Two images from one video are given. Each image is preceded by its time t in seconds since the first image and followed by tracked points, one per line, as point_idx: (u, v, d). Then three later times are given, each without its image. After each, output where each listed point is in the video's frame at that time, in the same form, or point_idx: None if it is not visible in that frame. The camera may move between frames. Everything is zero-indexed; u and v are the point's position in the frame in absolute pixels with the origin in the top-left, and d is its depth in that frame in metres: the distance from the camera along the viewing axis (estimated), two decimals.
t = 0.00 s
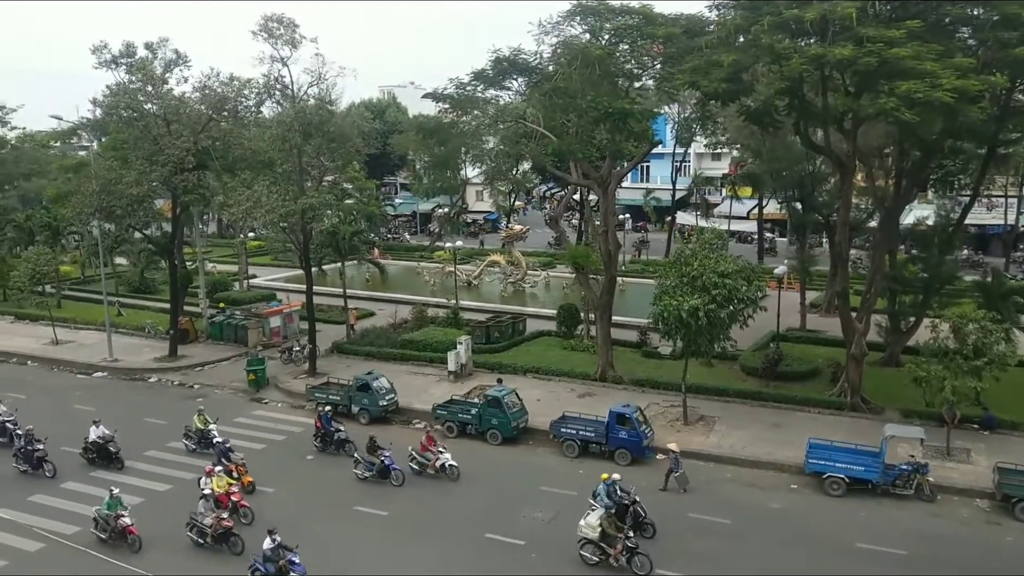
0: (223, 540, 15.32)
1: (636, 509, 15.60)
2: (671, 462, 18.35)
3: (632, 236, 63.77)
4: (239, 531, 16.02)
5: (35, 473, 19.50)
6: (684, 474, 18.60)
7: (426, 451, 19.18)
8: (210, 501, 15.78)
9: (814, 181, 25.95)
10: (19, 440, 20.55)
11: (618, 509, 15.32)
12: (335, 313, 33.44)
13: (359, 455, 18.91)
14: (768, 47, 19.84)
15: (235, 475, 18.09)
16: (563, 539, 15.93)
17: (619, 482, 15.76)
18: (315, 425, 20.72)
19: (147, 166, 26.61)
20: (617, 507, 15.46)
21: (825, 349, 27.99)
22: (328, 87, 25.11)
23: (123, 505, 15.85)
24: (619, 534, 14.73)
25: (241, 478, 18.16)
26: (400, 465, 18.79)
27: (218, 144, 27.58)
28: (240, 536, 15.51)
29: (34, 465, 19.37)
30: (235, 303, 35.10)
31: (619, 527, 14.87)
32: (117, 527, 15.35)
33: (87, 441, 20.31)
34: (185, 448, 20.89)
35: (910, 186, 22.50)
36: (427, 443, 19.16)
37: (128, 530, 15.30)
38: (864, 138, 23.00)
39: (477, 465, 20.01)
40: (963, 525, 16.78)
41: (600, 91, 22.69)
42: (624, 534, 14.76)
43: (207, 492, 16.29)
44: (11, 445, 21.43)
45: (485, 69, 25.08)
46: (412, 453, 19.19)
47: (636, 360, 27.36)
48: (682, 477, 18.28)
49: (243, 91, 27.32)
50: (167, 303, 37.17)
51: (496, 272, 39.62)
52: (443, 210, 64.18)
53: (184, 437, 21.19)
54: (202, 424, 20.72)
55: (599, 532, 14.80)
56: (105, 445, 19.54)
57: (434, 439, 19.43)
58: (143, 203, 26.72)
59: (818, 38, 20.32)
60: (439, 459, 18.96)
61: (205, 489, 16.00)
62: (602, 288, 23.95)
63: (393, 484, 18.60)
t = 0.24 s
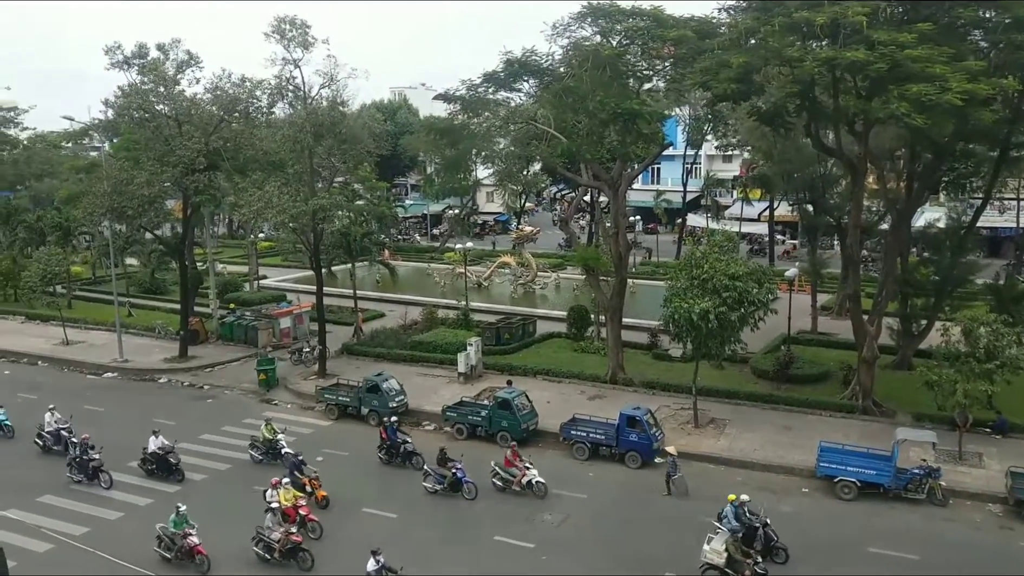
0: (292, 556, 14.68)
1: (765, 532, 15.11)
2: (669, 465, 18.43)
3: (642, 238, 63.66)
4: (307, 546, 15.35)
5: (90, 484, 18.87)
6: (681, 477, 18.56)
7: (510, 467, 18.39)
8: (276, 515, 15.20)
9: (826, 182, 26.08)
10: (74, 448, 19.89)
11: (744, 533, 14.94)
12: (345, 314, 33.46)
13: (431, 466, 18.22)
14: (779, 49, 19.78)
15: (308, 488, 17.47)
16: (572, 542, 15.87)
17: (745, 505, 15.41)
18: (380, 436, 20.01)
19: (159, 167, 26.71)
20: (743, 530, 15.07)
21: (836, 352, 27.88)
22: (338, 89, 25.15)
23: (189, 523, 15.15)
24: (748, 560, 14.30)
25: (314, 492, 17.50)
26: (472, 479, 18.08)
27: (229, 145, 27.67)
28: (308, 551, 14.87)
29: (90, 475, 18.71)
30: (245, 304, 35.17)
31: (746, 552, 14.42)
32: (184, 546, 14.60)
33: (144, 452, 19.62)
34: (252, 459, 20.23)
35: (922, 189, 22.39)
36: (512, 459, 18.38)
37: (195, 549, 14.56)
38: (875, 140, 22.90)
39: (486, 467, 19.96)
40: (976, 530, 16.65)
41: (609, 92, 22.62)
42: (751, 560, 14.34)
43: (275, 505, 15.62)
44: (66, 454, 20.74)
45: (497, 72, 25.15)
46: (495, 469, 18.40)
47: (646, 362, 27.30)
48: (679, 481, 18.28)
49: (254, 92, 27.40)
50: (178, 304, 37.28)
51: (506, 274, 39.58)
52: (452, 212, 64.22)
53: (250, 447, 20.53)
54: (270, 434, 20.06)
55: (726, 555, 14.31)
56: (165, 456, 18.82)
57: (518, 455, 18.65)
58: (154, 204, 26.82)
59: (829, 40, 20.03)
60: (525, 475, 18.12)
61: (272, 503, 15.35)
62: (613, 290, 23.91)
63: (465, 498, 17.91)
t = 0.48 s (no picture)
0: (357, 572, 14.23)
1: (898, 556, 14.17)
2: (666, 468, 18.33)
3: (648, 240, 63.63)
4: (372, 560, 14.93)
5: (142, 495, 18.27)
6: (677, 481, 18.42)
7: (593, 484, 17.43)
8: (338, 529, 14.76)
9: (833, 185, 26.20)
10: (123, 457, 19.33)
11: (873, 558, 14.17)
12: (351, 315, 33.48)
13: (495, 481, 17.56)
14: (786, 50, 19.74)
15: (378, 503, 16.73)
16: (577, 545, 15.80)
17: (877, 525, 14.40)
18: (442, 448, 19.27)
19: (165, 168, 26.76)
20: (875, 554, 14.24)
21: (843, 355, 27.79)
22: (344, 91, 25.15)
23: (252, 540, 14.52)
24: None
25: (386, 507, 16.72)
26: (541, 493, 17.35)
27: (235, 146, 27.71)
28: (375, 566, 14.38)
29: (142, 487, 18.10)
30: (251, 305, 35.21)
31: None
32: (250, 566, 14.05)
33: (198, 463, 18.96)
34: (313, 469, 19.58)
35: (929, 192, 22.31)
36: (592, 475, 17.42)
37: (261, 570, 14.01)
38: (882, 142, 22.82)
39: (491, 470, 19.90)
40: (984, 534, 16.54)
41: (615, 94, 22.60)
42: None
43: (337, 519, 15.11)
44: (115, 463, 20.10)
45: (505, 73, 25.51)
46: (575, 486, 17.54)
47: (652, 364, 27.25)
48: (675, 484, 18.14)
49: (261, 94, 27.44)
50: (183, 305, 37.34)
51: (512, 276, 39.57)
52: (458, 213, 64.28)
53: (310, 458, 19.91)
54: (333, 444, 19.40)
55: None
56: (221, 468, 18.16)
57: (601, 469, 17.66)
58: (160, 205, 26.87)
59: (836, 41, 19.42)
60: (609, 493, 17.22)
61: (335, 517, 14.92)
62: (619, 292, 23.87)
63: (534, 513, 17.22)
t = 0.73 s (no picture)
0: None
1: None
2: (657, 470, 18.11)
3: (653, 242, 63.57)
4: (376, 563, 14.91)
5: (198, 507, 17.60)
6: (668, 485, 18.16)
7: (690, 503, 16.54)
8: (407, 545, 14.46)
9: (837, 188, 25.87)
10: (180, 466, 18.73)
11: None
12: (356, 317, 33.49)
13: (570, 496, 16.85)
14: (790, 52, 19.72)
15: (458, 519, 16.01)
16: (582, 548, 15.76)
17: None
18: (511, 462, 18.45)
19: (171, 169, 26.82)
20: None
21: (848, 358, 27.73)
22: (349, 93, 25.19)
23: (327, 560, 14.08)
24: None
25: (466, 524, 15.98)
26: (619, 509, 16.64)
27: (240, 149, 27.77)
28: None
29: (198, 499, 17.44)
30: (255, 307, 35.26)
31: None
32: None
33: (258, 477, 18.26)
34: (382, 482, 18.87)
35: (934, 195, 22.25)
36: (690, 495, 16.51)
37: None
38: (888, 145, 22.78)
39: (496, 472, 19.87)
40: (990, 538, 16.48)
41: (619, 96, 22.59)
42: None
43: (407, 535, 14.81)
44: (170, 474, 19.53)
45: (510, 75, 25.44)
46: (669, 503, 16.67)
47: (657, 367, 27.21)
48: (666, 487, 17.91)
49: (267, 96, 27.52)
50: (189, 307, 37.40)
51: (516, 278, 39.54)
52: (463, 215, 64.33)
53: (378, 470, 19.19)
54: (402, 456, 18.66)
55: None
56: (284, 482, 17.42)
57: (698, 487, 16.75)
58: (165, 207, 26.93)
59: (842, 44, 20.17)
60: (707, 514, 16.30)
61: (404, 533, 14.62)
62: (623, 294, 23.85)
63: (611, 529, 16.54)
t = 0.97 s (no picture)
0: None
1: None
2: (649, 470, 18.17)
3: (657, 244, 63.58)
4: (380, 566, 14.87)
5: (258, 520, 16.99)
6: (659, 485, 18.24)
7: (796, 525, 15.67)
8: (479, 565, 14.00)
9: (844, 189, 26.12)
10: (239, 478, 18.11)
11: None
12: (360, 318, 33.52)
13: (651, 512, 16.17)
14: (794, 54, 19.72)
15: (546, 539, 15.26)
16: (586, 550, 15.75)
17: None
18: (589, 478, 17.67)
19: (176, 171, 26.86)
20: None
21: (853, 360, 27.70)
22: (353, 94, 25.22)
23: None
24: None
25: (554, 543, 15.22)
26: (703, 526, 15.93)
27: (245, 150, 27.82)
28: None
29: (257, 511, 16.85)
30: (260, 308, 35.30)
31: None
32: None
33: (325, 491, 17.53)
34: (456, 495, 18.25)
35: (939, 197, 22.23)
36: (796, 516, 15.66)
37: None
38: (892, 147, 22.77)
39: (500, 474, 19.86)
40: (996, 541, 16.45)
41: (624, 98, 22.60)
42: None
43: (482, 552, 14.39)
44: (227, 485, 18.97)
45: (516, 75, 25.67)
46: (773, 525, 15.82)
47: (661, 369, 27.20)
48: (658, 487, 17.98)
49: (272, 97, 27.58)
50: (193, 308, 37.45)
51: (521, 280, 39.55)
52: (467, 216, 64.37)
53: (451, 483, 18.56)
54: (475, 468, 17.99)
55: None
56: (352, 497, 16.64)
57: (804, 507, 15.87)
58: (170, 208, 26.97)
59: (845, 47, 20.13)
60: (816, 536, 15.40)
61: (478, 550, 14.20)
62: (628, 296, 23.85)
63: (695, 546, 15.84)
